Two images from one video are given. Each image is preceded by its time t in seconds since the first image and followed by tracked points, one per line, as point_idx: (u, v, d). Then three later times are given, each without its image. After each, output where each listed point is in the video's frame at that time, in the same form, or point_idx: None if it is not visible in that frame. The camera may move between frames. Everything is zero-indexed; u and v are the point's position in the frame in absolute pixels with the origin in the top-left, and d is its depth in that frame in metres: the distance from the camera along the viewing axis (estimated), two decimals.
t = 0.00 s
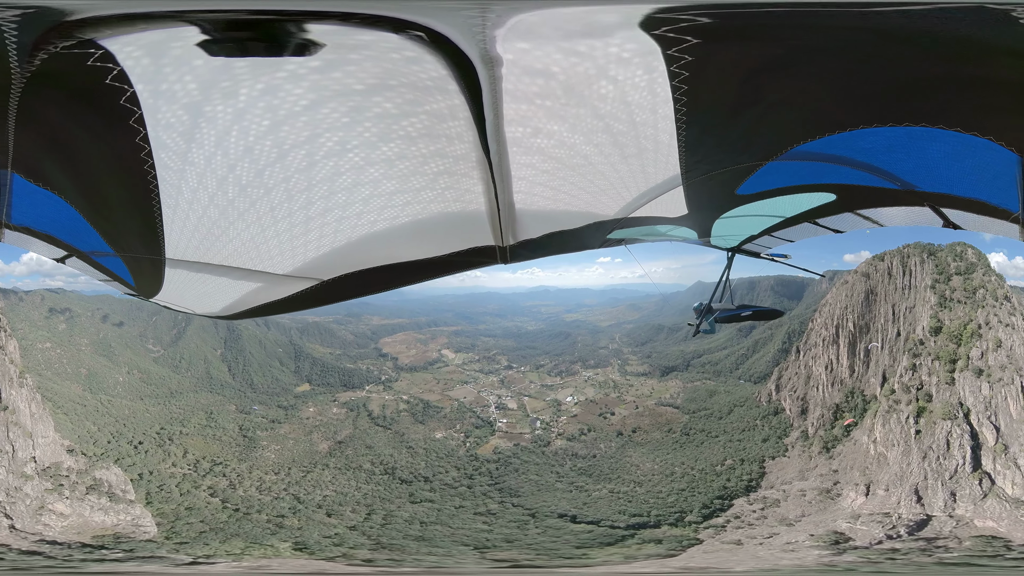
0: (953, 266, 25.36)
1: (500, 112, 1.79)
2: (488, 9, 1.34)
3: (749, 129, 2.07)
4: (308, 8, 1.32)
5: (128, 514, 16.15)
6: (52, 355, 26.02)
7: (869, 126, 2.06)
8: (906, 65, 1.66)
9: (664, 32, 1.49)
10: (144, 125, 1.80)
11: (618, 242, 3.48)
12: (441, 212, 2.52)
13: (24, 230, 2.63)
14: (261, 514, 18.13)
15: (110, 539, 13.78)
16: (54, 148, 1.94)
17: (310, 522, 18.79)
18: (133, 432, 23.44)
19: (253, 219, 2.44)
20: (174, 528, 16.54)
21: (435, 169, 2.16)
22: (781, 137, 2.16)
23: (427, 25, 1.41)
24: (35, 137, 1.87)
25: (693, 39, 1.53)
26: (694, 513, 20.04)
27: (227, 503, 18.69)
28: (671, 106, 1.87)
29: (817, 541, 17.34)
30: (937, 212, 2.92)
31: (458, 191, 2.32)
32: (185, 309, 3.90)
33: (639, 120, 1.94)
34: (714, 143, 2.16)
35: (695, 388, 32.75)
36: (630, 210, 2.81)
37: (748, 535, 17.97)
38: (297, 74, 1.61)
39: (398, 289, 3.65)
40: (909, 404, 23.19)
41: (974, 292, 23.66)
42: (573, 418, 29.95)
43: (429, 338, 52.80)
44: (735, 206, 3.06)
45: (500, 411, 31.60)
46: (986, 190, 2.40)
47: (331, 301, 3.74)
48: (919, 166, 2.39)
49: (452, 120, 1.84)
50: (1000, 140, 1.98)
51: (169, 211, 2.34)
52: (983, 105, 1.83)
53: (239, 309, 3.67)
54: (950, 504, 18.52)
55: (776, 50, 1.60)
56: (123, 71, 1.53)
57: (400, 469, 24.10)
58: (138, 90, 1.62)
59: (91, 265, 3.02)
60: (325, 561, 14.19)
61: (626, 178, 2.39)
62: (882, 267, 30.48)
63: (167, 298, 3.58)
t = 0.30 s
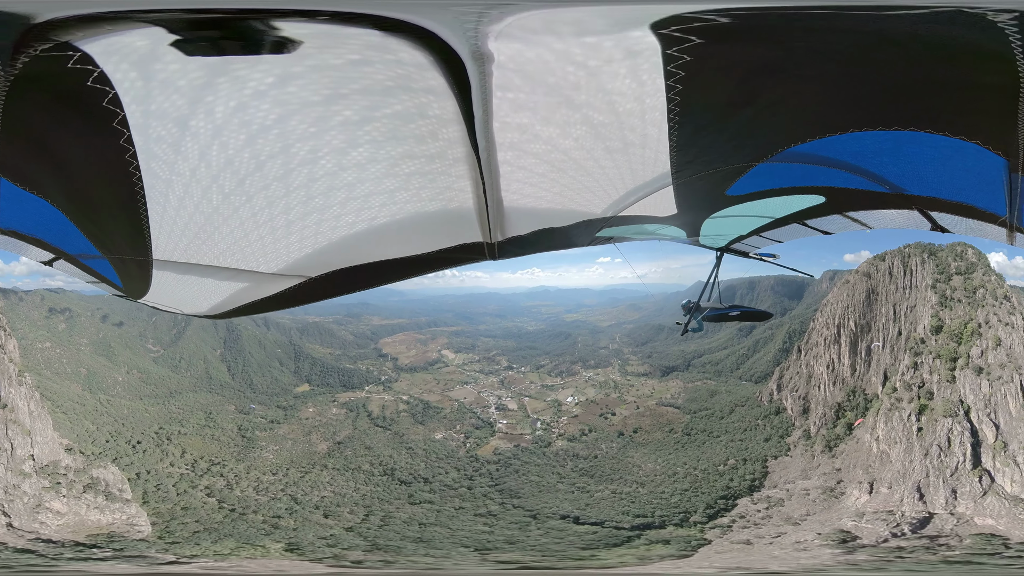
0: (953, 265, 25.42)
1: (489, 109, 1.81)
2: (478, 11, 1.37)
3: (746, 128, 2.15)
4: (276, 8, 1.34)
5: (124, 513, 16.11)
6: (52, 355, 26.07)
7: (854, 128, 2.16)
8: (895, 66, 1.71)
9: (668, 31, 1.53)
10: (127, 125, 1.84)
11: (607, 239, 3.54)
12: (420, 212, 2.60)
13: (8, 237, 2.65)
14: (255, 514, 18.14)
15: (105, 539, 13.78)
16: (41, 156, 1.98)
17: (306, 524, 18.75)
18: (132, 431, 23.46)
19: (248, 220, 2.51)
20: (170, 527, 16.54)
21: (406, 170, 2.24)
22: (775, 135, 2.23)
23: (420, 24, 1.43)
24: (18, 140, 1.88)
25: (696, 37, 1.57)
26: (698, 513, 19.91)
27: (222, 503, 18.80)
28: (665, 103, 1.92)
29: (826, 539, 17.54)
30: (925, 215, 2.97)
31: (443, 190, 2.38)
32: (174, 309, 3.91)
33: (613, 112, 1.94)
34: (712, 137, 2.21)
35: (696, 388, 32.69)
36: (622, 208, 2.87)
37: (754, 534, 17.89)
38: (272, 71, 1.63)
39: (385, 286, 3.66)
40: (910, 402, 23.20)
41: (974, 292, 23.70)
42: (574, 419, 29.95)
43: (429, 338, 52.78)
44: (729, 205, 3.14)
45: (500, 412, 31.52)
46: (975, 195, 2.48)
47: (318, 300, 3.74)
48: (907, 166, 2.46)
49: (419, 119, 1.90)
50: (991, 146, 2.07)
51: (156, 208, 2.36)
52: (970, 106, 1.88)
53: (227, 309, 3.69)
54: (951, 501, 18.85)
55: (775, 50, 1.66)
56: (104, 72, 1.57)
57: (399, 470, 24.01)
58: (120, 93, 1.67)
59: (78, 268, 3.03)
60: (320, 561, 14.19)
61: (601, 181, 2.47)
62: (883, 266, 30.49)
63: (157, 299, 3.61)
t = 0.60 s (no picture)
0: (953, 266, 25.58)
1: (478, 107, 1.82)
2: (469, 11, 1.38)
3: (736, 128, 2.19)
4: (261, 8, 1.36)
5: (119, 512, 16.07)
6: (52, 355, 26.11)
7: (846, 128, 2.19)
8: (885, 67, 1.74)
9: (656, 31, 1.54)
10: (117, 125, 1.88)
11: (599, 237, 3.65)
12: (401, 219, 2.74)
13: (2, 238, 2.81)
14: (251, 515, 18.12)
15: (102, 538, 13.79)
16: (33, 155, 2.05)
17: (303, 525, 18.71)
18: (130, 430, 23.47)
19: (237, 223, 2.61)
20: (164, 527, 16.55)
21: (386, 178, 2.35)
22: (763, 135, 2.27)
23: (415, 26, 1.45)
24: (10, 140, 1.94)
25: (687, 37, 1.58)
26: (703, 514, 19.70)
27: (219, 503, 18.90)
28: (655, 103, 1.95)
29: (833, 539, 17.02)
30: (915, 215, 3.03)
31: (429, 191, 2.45)
32: (163, 309, 4.03)
33: (585, 108, 1.95)
34: (702, 136, 2.26)
35: (697, 388, 32.59)
36: (611, 210, 3.01)
37: (761, 534, 17.79)
38: (259, 70, 1.65)
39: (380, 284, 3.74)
40: (912, 400, 23.23)
41: (974, 291, 23.80)
42: (574, 420, 29.94)
43: (429, 338, 52.76)
44: (720, 204, 3.26)
45: (500, 412, 31.43)
46: (966, 192, 2.52)
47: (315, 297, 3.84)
48: (898, 166, 2.50)
49: (394, 129, 2.00)
50: (984, 146, 2.09)
51: (149, 205, 2.41)
52: (960, 107, 1.91)
53: (216, 310, 3.80)
54: (951, 499, 18.84)
55: (763, 51, 1.68)
56: (93, 73, 1.59)
57: (398, 470, 23.98)
58: (111, 93, 1.70)
59: (69, 268, 3.18)
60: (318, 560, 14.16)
61: (579, 184, 2.57)
62: (884, 266, 30.54)
63: (145, 298, 3.72)
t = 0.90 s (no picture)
0: (953, 265, 25.62)
1: (469, 105, 1.84)
2: (449, 12, 1.40)
3: (728, 128, 2.21)
4: (236, 7, 1.35)
5: (115, 510, 16.06)
6: (52, 355, 26.17)
7: (839, 129, 2.21)
8: (875, 70, 1.75)
9: (657, 31, 1.55)
10: (106, 125, 1.91)
11: (590, 236, 3.71)
12: (390, 218, 2.83)
13: None
14: (247, 515, 18.11)
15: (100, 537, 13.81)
16: (23, 157, 2.09)
17: (300, 525, 18.66)
18: (129, 430, 23.51)
19: (229, 222, 2.68)
20: (159, 526, 16.67)
21: (370, 179, 2.43)
22: (756, 134, 2.29)
23: (394, 20, 1.43)
24: None
25: (686, 37, 1.58)
26: (709, 514, 19.69)
27: (215, 503, 18.84)
28: (648, 100, 1.97)
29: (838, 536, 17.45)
30: (906, 217, 3.05)
31: (414, 190, 2.52)
32: (154, 309, 4.09)
33: (566, 106, 1.97)
34: (696, 135, 2.27)
35: (698, 389, 32.53)
36: (603, 208, 3.07)
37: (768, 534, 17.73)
38: (241, 67, 1.65)
39: (372, 280, 3.77)
40: (913, 397, 23.26)
41: (974, 291, 23.87)
42: (575, 420, 29.93)
43: (429, 338, 52.75)
44: (708, 206, 3.27)
45: (501, 413, 31.37)
46: (956, 194, 2.55)
47: (309, 294, 3.91)
48: (889, 169, 2.53)
49: (373, 133, 2.08)
50: (975, 148, 2.11)
51: (140, 204, 2.44)
52: (951, 107, 1.92)
53: (208, 308, 3.87)
54: (953, 497, 18.84)
55: (760, 53, 1.69)
56: (80, 73, 1.62)
57: (397, 471, 23.95)
58: (97, 94, 1.73)
59: (60, 270, 3.23)
60: (310, 559, 14.16)
61: (564, 181, 2.63)
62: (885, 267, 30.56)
63: (136, 299, 3.77)
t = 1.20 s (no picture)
0: (953, 265, 25.67)
1: (465, 108, 1.84)
2: (453, 14, 1.39)
3: (722, 128, 2.21)
4: (231, 8, 1.33)
5: (112, 510, 16.05)
6: (52, 354, 26.21)
7: (833, 130, 2.20)
8: (869, 70, 1.74)
9: (653, 30, 1.54)
10: (100, 127, 1.90)
11: (585, 237, 3.69)
12: (382, 222, 2.83)
13: None
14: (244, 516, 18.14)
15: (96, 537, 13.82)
16: (17, 156, 2.08)
17: (295, 526, 18.55)
18: (128, 430, 23.52)
19: (224, 226, 2.68)
20: (154, 525, 16.58)
21: (362, 183, 2.44)
22: (751, 135, 2.29)
23: (393, 21, 1.42)
24: None
25: (680, 37, 1.58)
26: (712, 513, 19.77)
27: (212, 503, 18.88)
28: (642, 100, 1.97)
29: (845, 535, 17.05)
30: (900, 217, 3.04)
31: (407, 194, 2.54)
32: (149, 309, 4.08)
33: (560, 109, 1.97)
34: (691, 134, 2.28)
35: (698, 389, 32.46)
36: (597, 209, 3.07)
37: (776, 533, 17.71)
38: (236, 68, 1.64)
39: (365, 279, 3.77)
40: (915, 395, 23.29)
41: (974, 290, 23.90)
42: (575, 421, 29.92)
43: (429, 338, 52.71)
44: (702, 206, 3.27)
45: (500, 414, 31.27)
46: (950, 194, 2.54)
47: (302, 293, 3.91)
48: (884, 170, 2.52)
49: (364, 139, 2.09)
50: (968, 146, 2.10)
51: (133, 205, 2.44)
52: (944, 106, 1.91)
53: (203, 308, 3.87)
54: (953, 494, 18.83)
55: (754, 53, 1.68)
56: (74, 75, 1.61)
57: (396, 472, 23.90)
58: (92, 94, 1.72)
59: (54, 270, 3.23)
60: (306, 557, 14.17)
61: (557, 184, 2.64)
62: (886, 266, 30.59)
63: (131, 298, 3.77)
